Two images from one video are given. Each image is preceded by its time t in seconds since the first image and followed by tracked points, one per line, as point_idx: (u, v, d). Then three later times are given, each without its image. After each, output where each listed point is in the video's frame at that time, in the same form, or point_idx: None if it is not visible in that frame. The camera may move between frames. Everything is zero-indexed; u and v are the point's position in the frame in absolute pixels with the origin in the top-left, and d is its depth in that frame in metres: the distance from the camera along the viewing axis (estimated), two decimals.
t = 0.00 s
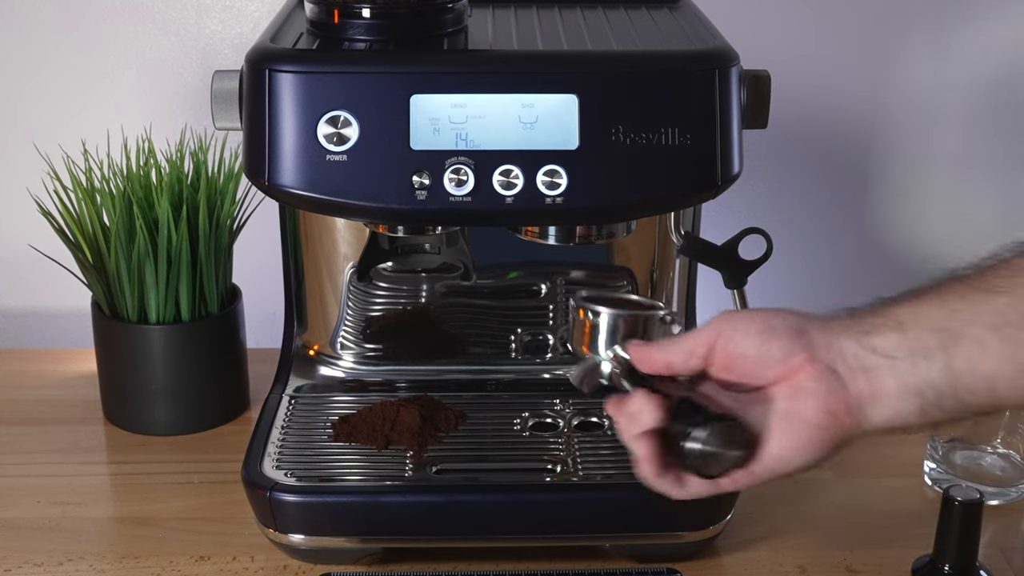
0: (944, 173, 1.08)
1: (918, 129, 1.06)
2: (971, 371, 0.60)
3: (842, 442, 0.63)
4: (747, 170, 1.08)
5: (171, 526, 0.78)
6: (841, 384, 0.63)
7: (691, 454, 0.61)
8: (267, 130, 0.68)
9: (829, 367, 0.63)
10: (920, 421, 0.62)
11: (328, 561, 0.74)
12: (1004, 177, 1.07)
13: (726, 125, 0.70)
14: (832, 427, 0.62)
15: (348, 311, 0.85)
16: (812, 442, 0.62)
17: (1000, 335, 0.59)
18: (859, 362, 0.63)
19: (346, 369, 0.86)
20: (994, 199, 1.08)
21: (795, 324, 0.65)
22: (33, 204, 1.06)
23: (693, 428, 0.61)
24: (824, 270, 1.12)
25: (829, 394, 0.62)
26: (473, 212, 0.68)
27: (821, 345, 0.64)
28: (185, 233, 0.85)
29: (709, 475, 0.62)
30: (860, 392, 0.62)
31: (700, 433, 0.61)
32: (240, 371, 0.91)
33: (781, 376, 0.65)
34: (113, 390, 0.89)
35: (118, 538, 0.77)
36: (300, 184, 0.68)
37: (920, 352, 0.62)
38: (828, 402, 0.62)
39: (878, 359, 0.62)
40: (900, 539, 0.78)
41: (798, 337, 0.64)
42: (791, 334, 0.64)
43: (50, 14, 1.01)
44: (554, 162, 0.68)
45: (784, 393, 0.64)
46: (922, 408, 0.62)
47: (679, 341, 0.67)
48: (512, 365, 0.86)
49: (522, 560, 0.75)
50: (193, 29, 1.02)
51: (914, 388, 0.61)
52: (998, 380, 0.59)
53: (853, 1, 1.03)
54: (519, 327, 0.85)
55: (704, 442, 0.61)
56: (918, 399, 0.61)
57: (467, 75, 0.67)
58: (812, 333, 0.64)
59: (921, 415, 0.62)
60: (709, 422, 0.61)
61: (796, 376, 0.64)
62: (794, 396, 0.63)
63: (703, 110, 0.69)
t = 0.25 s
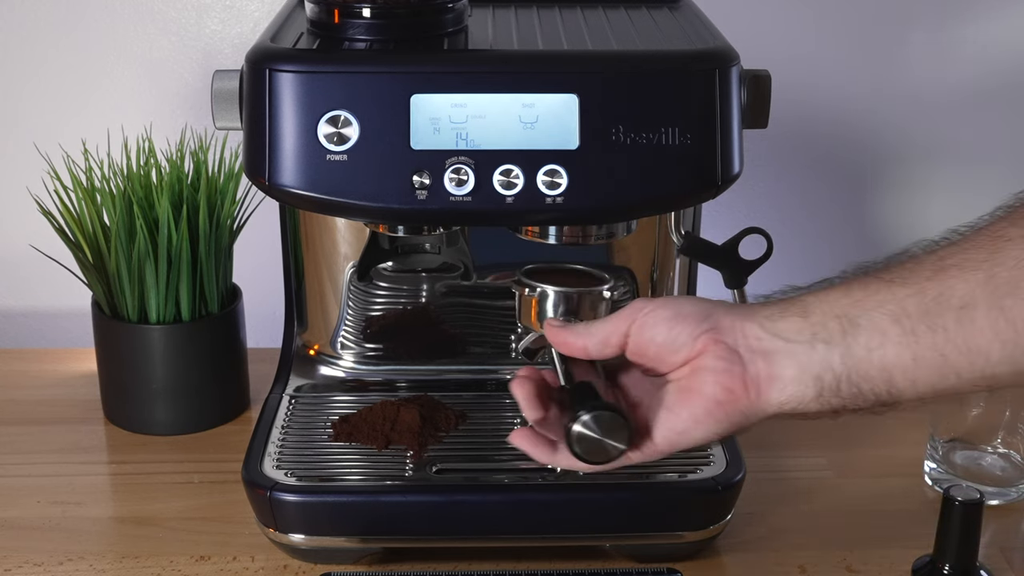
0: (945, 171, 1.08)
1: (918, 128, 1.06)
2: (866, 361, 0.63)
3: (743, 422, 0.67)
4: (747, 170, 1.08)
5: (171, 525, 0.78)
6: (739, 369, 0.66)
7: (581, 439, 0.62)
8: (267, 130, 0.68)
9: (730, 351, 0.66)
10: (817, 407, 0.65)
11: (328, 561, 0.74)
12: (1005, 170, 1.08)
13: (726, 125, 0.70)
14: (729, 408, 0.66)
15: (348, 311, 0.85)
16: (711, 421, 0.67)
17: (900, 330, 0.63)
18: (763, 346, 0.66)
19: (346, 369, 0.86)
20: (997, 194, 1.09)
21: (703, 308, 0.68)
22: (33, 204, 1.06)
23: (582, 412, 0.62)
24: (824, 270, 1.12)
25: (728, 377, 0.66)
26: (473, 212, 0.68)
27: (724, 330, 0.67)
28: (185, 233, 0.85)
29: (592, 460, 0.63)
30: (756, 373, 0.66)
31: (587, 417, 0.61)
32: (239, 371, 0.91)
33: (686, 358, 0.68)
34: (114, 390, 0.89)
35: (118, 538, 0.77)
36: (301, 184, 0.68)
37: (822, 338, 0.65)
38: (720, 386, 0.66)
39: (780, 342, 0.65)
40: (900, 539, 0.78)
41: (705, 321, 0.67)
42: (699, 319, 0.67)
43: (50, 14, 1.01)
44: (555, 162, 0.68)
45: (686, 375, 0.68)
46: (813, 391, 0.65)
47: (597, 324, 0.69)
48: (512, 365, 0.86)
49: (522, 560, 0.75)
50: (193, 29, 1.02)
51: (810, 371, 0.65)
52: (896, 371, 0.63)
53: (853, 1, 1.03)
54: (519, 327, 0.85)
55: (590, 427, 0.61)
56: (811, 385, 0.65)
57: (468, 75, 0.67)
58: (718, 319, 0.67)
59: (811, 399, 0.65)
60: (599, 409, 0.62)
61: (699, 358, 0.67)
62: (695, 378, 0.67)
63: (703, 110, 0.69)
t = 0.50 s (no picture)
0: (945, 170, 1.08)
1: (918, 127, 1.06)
2: (822, 354, 0.65)
3: (700, 409, 0.69)
4: (747, 170, 1.08)
5: (171, 525, 0.78)
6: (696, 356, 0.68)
7: (527, 420, 0.62)
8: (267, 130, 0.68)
9: (689, 340, 0.68)
10: (771, 395, 0.67)
11: (328, 561, 0.74)
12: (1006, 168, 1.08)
13: (726, 126, 0.70)
14: (685, 395, 0.68)
15: (348, 311, 0.85)
16: (669, 408, 0.69)
17: (855, 325, 0.64)
18: (721, 335, 0.68)
19: (346, 369, 0.86)
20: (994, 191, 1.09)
21: (664, 298, 0.70)
22: (33, 204, 1.06)
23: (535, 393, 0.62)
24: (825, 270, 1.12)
25: (684, 365, 0.68)
26: (473, 212, 0.68)
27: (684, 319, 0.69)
28: (185, 233, 0.85)
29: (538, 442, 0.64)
30: (712, 362, 0.68)
31: (538, 399, 0.62)
32: (239, 371, 0.91)
33: (649, 346, 0.70)
34: (114, 390, 0.89)
35: (118, 538, 0.77)
36: (301, 184, 0.68)
37: (777, 330, 0.66)
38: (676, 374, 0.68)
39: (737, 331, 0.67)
40: (900, 539, 0.78)
41: (666, 310, 0.69)
42: (660, 307, 0.69)
43: (50, 14, 1.01)
44: (555, 162, 0.68)
45: (648, 362, 0.70)
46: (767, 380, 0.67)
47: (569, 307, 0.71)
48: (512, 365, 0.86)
49: (522, 560, 0.75)
50: (193, 29, 1.02)
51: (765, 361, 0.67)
52: (848, 363, 0.64)
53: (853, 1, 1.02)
54: (519, 327, 0.85)
55: (538, 410, 0.62)
56: (764, 373, 0.67)
57: (468, 75, 0.67)
58: (680, 309, 0.69)
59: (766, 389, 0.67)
60: (551, 395, 0.62)
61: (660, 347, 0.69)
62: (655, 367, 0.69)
63: (703, 110, 0.69)
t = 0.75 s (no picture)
0: (944, 167, 1.08)
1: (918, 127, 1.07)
2: (795, 342, 0.65)
3: (672, 399, 0.69)
4: (747, 170, 1.08)
5: (171, 525, 0.78)
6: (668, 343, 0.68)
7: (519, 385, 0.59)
8: (267, 130, 0.68)
9: (658, 326, 0.68)
10: (743, 386, 0.67)
11: (328, 561, 0.74)
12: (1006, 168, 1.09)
13: (726, 126, 0.70)
14: (657, 385, 0.68)
15: (348, 311, 0.85)
16: (639, 396, 0.69)
17: (837, 320, 0.63)
18: (693, 325, 0.67)
19: (346, 369, 0.86)
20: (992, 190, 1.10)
21: (639, 288, 0.69)
22: (33, 204, 1.06)
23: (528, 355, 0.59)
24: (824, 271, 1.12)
25: (655, 355, 0.68)
26: (473, 212, 0.68)
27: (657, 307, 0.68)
28: (185, 233, 0.85)
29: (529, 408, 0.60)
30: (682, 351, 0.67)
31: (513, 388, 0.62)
32: (239, 371, 0.91)
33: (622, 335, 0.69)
34: (114, 390, 0.89)
35: (118, 538, 0.77)
36: (301, 184, 0.68)
37: (750, 319, 0.66)
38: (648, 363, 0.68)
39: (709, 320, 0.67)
40: (900, 539, 0.78)
41: (640, 298, 0.68)
42: (634, 295, 0.68)
43: (50, 14, 1.01)
44: (555, 162, 0.68)
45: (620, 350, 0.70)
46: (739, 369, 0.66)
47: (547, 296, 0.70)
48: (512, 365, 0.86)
49: (522, 560, 0.75)
50: (193, 29, 1.02)
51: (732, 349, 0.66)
52: (820, 352, 0.64)
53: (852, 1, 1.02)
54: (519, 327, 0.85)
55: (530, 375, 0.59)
56: (734, 362, 0.66)
57: (467, 75, 0.67)
58: (654, 298, 0.68)
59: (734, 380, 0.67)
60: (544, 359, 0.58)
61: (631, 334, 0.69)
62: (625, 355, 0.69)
63: (703, 110, 0.69)
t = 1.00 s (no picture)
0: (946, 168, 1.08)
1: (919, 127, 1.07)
2: (793, 303, 0.63)
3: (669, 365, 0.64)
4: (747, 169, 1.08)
5: (171, 526, 0.78)
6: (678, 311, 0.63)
7: (553, 361, 0.59)
8: (267, 131, 0.68)
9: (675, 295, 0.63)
10: (743, 354, 0.64)
11: (329, 562, 0.74)
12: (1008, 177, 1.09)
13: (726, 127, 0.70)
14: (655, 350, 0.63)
15: (348, 311, 0.85)
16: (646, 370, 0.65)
17: (831, 294, 0.62)
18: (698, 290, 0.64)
19: (347, 369, 0.85)
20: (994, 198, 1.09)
21: (648, 253, 0.65)
22: (33, 204, 1.06)
23: (558, 334, 0.59)
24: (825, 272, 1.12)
25: (661, 320, 0.63)
26: (473, 213, 0.68)
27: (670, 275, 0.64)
28: (185, 233, 0.85)
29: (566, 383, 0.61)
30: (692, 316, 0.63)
31: (563, 341, 0.59)
32: (239, 371, 0.91)
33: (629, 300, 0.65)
34: (114, 390, 0.89)
35: (118, 538, 0.77)
36: (300, 185, 0.68)
37: (757, 292, 0.63)
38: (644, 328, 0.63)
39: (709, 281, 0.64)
40: (900, 539, 0.78)
41: (651, 263, 0.65)
42: (644, 260, 0.65)
43: (50, 14, 1.01)
44: (555, 162, 0.68)
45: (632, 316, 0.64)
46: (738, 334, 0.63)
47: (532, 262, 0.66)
48: (512, 365, 0.86)
49: (522, 560, 0.76)
50: (193, 29, 1.02)
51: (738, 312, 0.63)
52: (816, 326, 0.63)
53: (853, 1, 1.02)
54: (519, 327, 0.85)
55: (564, 351, 0.59)
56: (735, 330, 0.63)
57: (468, 76, 0.67)
58: (664, 263, 0.65)
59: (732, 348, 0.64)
60: (575, 334, 0.59)
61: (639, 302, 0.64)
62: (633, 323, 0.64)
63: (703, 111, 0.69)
